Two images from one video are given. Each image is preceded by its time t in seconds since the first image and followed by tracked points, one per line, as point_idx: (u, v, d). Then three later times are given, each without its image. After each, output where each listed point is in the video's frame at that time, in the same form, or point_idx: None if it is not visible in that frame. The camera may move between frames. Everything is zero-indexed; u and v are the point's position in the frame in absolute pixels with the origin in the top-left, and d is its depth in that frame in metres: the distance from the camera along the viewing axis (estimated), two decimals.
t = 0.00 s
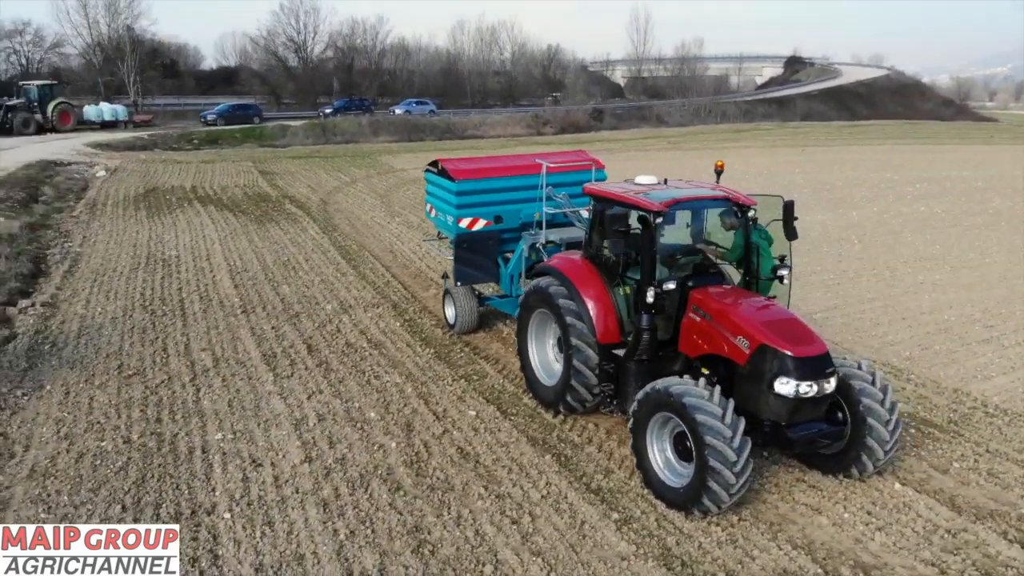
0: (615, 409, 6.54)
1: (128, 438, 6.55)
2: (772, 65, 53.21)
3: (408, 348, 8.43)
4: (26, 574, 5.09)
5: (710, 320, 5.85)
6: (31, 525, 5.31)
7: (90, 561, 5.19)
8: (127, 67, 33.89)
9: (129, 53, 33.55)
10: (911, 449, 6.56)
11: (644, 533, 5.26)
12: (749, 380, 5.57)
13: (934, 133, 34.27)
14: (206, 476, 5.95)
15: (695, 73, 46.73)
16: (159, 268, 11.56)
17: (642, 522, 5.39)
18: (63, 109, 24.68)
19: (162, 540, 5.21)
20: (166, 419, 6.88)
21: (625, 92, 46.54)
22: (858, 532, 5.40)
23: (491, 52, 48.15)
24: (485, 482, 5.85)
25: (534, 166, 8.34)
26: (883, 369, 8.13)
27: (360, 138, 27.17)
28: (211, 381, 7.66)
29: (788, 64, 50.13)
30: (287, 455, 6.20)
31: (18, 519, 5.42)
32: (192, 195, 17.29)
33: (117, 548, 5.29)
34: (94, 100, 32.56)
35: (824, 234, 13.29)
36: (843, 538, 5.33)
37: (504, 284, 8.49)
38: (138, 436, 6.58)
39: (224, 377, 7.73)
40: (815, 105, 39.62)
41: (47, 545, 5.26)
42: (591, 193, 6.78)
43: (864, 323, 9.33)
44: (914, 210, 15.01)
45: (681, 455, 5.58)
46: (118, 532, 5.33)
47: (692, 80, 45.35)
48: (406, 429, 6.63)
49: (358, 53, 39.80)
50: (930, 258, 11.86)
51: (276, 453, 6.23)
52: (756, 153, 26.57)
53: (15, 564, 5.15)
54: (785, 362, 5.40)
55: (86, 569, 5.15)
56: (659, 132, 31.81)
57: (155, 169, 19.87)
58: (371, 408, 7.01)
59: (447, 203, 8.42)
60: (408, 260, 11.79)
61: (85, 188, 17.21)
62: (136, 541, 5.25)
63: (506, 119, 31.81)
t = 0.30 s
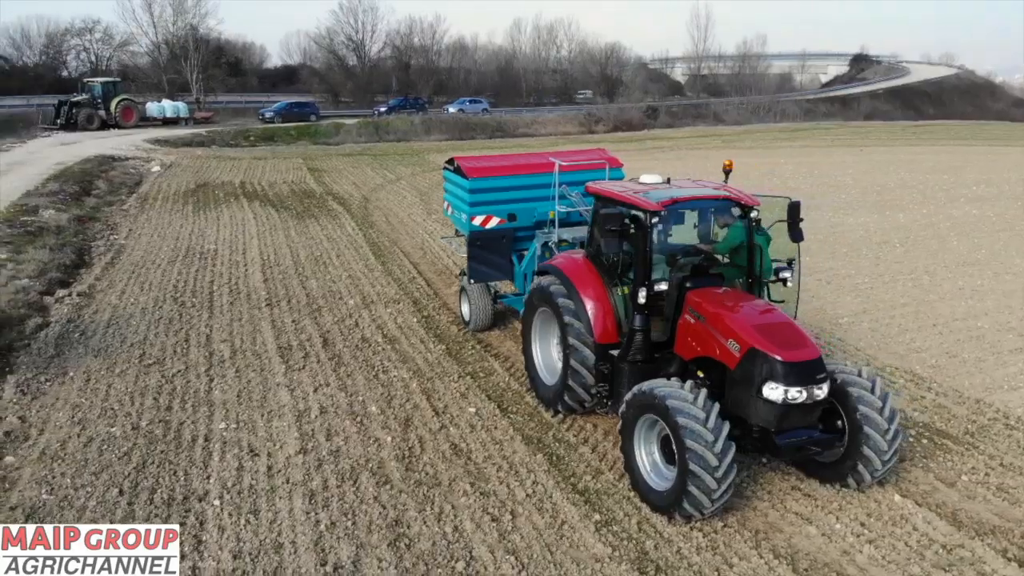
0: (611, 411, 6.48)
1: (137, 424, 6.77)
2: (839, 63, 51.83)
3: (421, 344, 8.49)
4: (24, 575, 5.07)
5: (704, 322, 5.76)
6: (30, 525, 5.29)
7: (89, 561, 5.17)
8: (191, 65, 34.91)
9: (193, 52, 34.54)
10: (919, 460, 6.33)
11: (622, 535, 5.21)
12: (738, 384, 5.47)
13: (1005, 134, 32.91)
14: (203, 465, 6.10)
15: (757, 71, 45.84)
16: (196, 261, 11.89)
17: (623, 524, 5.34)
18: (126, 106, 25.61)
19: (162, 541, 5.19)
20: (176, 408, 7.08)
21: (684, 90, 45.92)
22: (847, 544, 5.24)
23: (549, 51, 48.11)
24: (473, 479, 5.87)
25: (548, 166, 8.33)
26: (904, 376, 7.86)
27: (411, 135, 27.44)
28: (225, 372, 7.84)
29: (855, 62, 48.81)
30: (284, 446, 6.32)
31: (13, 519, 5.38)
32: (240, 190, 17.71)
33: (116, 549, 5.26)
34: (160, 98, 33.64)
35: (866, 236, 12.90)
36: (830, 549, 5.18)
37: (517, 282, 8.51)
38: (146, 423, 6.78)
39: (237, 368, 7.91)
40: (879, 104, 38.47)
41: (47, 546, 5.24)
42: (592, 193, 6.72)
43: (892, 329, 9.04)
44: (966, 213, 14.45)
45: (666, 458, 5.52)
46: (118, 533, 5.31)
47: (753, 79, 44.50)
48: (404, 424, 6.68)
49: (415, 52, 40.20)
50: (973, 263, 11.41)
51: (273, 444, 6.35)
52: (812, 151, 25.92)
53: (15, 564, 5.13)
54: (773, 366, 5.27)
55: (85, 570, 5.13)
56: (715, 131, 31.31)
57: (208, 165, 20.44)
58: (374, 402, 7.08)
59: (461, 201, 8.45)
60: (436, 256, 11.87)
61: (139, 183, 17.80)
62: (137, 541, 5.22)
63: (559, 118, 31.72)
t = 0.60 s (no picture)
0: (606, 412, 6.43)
1: (147, 410, 6.98)
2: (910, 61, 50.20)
3: (435, 339, 8.54)
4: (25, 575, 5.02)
5: (696, 323, 5.67)
6: (30, 524, 5.23)
7: (89, 560, 5.09)
8: (253, 63, 35.78)
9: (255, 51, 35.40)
10: (925, 472, 6.12)
11: (599, 537, 5.17)
12: (726, 387, 5.36)
13: None
14: (203, 452, 6.25)
15: (822, 70, 44.74)
16: (232, 254, 12.19)
17: (602, 526, 5.29)
18: (187, 102, 26.44)
19: (162, 541, 5.11)
20: (187, 395, 7.27)
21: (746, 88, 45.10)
22: (833, 556, 5.09)
23: (609, 48, 47.80)
24: (461, 475, 5.89)
25: (561, 164, 8.28)
26: (924, 385, 7.58)
27: (462, 133, 27.62)
28: (240, 362, 8.03)
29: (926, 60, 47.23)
30: (282, 436, 6.44)
31: (14, 520, 5.33)
32: (288, 185, 18.08)
33: (117, 549, 5.19)
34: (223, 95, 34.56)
35: (910, 238, 12.49)
36: (814, 560, 5.05)
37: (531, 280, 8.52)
38: (156, 410, 6.98)
39: (252, 360, 8.08)
40: (949, 104, 37.16)
41: (47, 545, 5.18)
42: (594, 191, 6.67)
43: (920, 335, 8.73)
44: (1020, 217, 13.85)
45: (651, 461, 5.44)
46: (118, 532, 5.24)
47: (817, 77, 43.43)
48: (402, 419, 6.73)
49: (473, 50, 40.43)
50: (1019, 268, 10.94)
51: (271, 435, 6.47)
52: (871, 151, 25.18)
53: (15, 564, 5.09)
54: (759, 370, 5.15)
55: (85, 569, 5.05)
56: (772, 130, 30.68)
57: (261, 161, 20.92)
58: (377, 396, 7.16)
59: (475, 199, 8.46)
60: (465, 253, 11.92)
61: (191, 178, 18.33)
62: (136, 541, 5.15)
63: (613, 116, 31.52)
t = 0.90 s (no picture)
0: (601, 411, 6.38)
1: (161, 396, 7.21)
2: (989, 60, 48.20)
3: (451, 335, 8.58)
4: None
5: (688, 325, 5.60)
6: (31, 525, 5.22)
7: (89, 561, 5.12)
8: (316, 62, 36.48)
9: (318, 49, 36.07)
10: (930, 485, 5.90)
11: (577, 537, 5.15)
12: (712, 390, 5.27)
13: None
14: (205, 438, 6.42)
15: (893, 68, 43.34)
16: (271, 248, 12.47)
17: (582, 526, 5.26)
18: (248, 100, 27.16)
19: (163, 542, 5.13)
20: (202, 384, 7.48)
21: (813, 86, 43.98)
22: (815, 567, 4.96)
23: (672, 46, 47.18)
24: (452, 470, 5.93)
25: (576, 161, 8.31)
26: (946, 396, 7.29)
27: (515, 131, 27.65)
28: (257, 352, 8.22)
29: (1006, 59, 45.31)
30: (283, 426, 6.57)
31: (18, 503, 5.49)
32: (336, 182, 18.39)
33: (117, 549, 5.20)
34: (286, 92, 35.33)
35: (957, 242, 12.00)
36: (794, 571, 4.92)
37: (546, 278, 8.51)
38: (169, 397, 7.20)
39: (270, 350, 8.26)
40: None
41: (47, 545, 5.18)
42: (597, 191, 6.62)
43: (951, 343, 8.39)
44: None
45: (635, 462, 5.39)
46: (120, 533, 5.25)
47: (888, 75, 42.07)
48: (402, 413, 6.80)
49: (533, 49, 40.42)
50: None
51: (273, 424, 6.62)
52: (936, 152, 24.24)
53: (16, 564, 5.08)
54: (744, 374, 5.05)
55: (85, 571, 5.08)
56: (835, 129, 29.83)
57: (313, 158, 21.33)
58: (383, 390, 7.24)
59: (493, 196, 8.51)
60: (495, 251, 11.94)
61: (244, 173, 18.81)
62: (136, 541, 5.16)
63: (670, 114, 31.13)
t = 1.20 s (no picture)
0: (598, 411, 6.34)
1: (179, 383, 7.44)
2: None
3: (469, 332, 8.62)
4: None
5: (681, 327, 5.51)
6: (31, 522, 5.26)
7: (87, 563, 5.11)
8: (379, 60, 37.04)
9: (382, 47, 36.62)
10: (935, 499, 5.68)
11: (556, 536, 5.12)
12: (699, 394, 5.18)
13: None
14: (213, 425, 6.60)
15: (972, 67, 41.66)
16: (311, 242, 12.72)
17: (562, 525, 5.23)
18: (310, 97, 27.77)
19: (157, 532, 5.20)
20: (219, 372, 7.69)
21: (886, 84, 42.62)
22: None
23: (739, 44, 46.36)
24: (444, 465, 5.96)
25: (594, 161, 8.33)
26: (970, 407, 7.00)
27: (571, 129, 27.58)
28: (278, 343, 8.40)
29: None
30: (288, 416, 6.72)
31: (28, 481, 5.74)
32: (385, 178, 18.66)
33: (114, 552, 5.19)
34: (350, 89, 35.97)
35: (1010, 247, 11.49)
36: None
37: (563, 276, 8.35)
38: (187, 384, 7.42)
39: (290, 341, 8.44)
40: None
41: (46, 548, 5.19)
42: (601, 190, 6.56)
43: (984, 353, 8.05)
44: None
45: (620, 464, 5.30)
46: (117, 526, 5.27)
47: (965, 74, 40.48)
48: (406, 407, 6.87)
49: (595, 48, 40.24)
50: None
51: (278, 414, 6.77)
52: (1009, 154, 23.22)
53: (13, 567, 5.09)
54: (728, 377, 4.95)
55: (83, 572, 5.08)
56: (904, 129, 28.86)
57: (367, 154, 21.66)
58: (392, 383, 7.32)
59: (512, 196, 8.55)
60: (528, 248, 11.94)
61: (298, 169, 19.25)
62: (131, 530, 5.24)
63: (731, 112, 30.60)
